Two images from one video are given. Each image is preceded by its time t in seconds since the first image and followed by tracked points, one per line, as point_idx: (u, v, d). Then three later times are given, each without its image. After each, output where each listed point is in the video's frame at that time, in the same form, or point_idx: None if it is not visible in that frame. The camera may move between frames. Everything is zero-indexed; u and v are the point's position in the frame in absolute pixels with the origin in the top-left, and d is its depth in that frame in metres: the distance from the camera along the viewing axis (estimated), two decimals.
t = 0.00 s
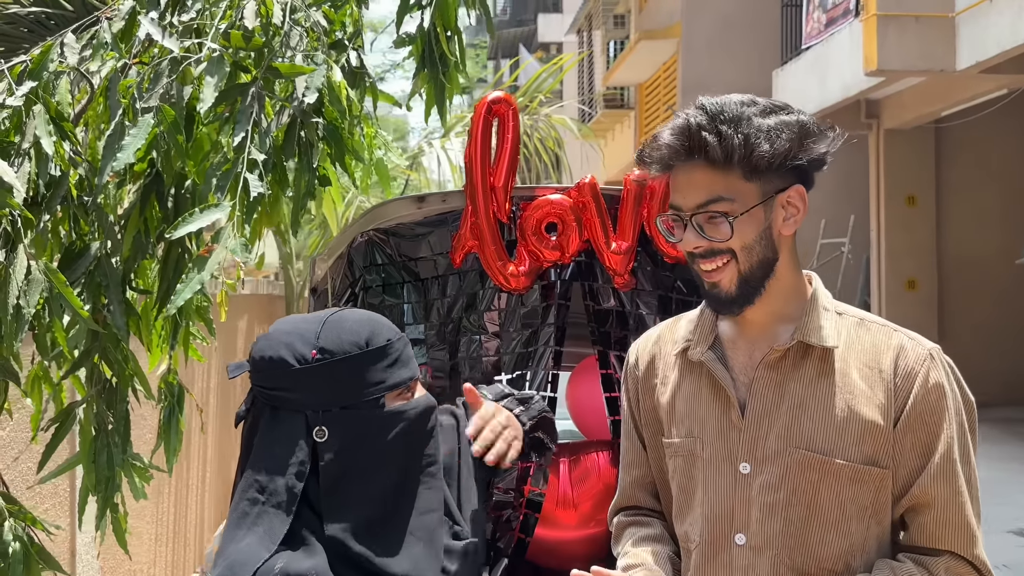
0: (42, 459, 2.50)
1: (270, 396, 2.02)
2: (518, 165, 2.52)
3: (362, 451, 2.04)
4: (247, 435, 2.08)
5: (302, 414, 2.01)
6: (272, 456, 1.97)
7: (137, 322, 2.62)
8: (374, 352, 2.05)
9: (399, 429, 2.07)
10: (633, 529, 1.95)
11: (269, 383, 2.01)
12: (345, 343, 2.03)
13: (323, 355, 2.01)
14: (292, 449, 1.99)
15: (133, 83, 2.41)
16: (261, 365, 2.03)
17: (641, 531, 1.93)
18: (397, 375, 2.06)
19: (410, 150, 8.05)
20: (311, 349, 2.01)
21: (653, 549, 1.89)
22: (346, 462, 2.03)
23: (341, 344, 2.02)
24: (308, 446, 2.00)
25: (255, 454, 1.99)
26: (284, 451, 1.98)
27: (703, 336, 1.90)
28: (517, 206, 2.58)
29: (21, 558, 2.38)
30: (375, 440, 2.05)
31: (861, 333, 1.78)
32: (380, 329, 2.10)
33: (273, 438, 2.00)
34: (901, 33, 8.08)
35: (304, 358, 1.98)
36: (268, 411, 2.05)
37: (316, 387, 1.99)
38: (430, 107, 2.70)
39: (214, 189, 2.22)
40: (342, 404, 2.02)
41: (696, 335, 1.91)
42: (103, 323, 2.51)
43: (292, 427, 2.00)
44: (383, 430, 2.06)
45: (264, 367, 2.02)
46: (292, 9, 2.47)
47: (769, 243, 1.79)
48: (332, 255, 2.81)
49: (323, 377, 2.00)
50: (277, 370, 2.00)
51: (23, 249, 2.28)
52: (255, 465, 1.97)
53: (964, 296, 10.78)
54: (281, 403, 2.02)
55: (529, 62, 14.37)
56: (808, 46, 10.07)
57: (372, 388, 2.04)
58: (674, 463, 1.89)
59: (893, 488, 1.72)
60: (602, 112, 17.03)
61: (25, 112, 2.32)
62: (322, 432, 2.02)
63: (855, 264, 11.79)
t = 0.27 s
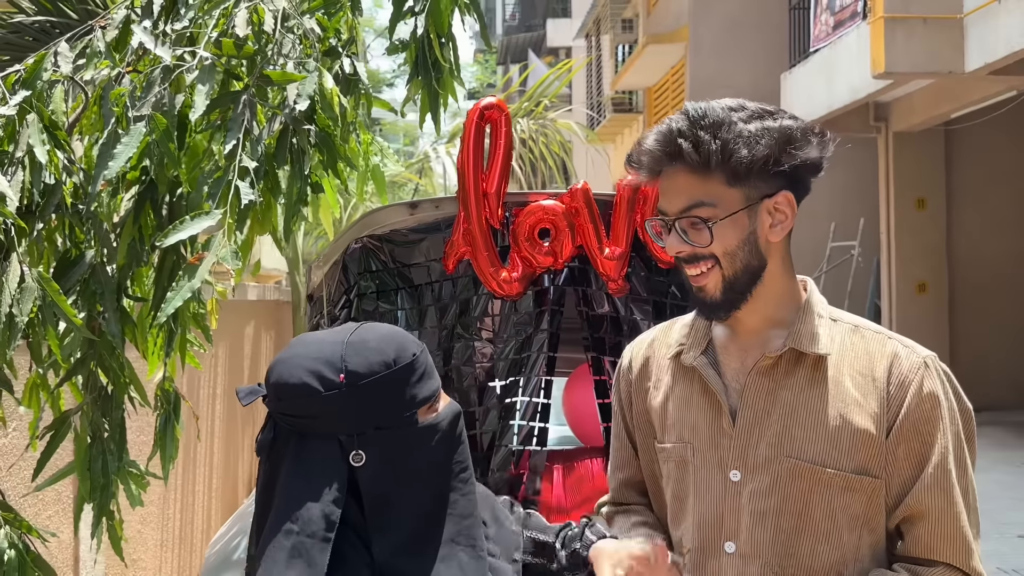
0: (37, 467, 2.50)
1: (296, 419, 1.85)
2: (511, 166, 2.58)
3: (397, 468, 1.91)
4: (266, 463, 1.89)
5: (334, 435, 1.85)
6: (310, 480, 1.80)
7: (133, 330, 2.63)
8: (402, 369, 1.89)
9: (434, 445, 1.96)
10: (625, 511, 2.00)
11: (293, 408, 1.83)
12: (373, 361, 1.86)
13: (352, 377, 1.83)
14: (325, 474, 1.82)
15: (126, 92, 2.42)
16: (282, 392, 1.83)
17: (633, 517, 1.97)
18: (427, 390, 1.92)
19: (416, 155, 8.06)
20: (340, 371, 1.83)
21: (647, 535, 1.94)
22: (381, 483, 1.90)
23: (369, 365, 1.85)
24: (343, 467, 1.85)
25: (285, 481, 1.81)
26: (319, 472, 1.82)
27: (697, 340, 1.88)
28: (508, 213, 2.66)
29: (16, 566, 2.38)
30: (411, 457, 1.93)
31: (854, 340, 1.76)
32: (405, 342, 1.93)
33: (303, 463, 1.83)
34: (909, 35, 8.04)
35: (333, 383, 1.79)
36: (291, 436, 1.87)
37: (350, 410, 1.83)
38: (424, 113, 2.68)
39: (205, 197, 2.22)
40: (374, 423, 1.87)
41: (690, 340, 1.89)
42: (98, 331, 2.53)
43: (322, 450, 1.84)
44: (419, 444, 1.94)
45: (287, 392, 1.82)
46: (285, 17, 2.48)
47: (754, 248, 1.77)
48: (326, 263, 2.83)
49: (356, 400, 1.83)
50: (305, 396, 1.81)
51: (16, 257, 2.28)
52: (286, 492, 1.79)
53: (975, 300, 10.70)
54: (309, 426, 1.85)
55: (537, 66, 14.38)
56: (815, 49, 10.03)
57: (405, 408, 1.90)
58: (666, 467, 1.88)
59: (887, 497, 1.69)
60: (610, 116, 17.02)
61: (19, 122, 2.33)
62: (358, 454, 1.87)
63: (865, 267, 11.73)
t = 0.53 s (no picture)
0: (29, 474, 2.50)
1: (302, 443, 1.84)
2: (500, 175, 2.59)
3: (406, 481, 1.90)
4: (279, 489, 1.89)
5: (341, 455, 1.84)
6: (319, 504, 1.80)
7: (125, 336, 2.63)
8: (403, 386, 1.86)
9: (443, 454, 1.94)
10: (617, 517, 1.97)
11: (299, 431, 1.82)
12: (374, 379, 1.83)
13: (353, 397, 1.80)
14: (334, 496, 1.82)
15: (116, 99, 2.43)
16: (287, 412, 1.82)
17: (628, 526, 1.95)
18: (432, 403, 1.90)
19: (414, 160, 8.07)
20: (341, 392, 1.81)
21: (645, 547, 1.92)
22: (391, 498, 1.89)
23: (369, 385, 1.82)
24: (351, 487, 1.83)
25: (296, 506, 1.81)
26: (328, 495, 1.81)
27: (690, 346, 1.87)
28: (500, 217, 2.67)
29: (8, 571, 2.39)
30: (421, 469, 1.91)
31: (849, 345, 1.76)
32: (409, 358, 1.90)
33: (311, 486, 1.82)
34: (908, 37, 8.04)
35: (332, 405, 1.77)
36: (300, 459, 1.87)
37: (354, 429, 1.81)
38: (415, 119, 2.69)
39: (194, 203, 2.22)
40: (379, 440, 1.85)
41: (683, 346, 1.88)
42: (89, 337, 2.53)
43: (330, 471, 1.83)
44: (428, 455, 1.92)
45: (292, 413, 1.81)
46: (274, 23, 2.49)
47: (749, 247, 1.77)
48: (319, 268, 2.87)
49: (358, 419, 1.81)
50: (307, 417, 1.80)
51: (7, 265, 2.28)
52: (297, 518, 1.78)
53: (976, 301, 10.68)
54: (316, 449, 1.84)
55: (536, 69, 14.38)
56: (815, 51, 10.02)
57: (410, 422, 1.88)
58: (661, 477, 1.86)
59: (883, 504, 1.69)
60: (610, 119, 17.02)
61: (9, 129, 2.33)
62: (367, 474, 1.85)
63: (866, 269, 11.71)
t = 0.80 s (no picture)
0: (23, 477, 2.49)
1: (315, 443, 1.80)
2: (494, 174, 2.61)
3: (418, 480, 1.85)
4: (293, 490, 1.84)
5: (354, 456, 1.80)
6: (332, 505, 1.75)
7: (118, 339, 2.63)
8: (414, 385, 1.81)
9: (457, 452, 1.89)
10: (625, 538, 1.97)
11: (312, 432, 1.77)
12: (383, 379, 1.78)
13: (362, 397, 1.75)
14: (348, 498, 1.78)
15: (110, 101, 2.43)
16: (301, 414, 1.78)
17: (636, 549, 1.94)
18: (443, 402, 1.84)
19: (408, 162, 8.09)
20: (350, 394, 1.76)
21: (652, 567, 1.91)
22: (404, 498, 1.84)
23: (378, 384, 1.77)
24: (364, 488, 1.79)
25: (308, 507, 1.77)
26: (341, 496, 1.77)
27: (685, 350, 1.89)
28: (494, 218, 2.68)
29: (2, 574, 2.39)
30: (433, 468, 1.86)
31: (842, 345, 1.76)
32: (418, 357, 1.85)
33: (324, 487, 1.78)
34: (899, 38, 8.07)
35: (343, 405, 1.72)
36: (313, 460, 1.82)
37: (365, 430, 1.76)
38: (409, 120, 2.70)
39: (187, 205, 2.22)
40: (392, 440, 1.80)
41: (679, 349, 1.90)
42: (83, 340, 2.53)
43: (342, 471, 1.79)
44: (440, 453, 1.87)
45: (305, 414, 1.77)
46: (268, 25, 2.49)
47: (736, 256, 1.77)
48: (313, 270, 2.85)
49: (370, 419, 1.76)
50: (316, 419, 1.75)
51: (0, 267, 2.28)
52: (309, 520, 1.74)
53: (969, 301, 10.72)
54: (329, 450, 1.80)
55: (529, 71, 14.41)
56: (806, 52, 10.06)
57: (421, 422, 1.83)
58: (655, 481, 1.87)
59: (872, 505, 1.69)
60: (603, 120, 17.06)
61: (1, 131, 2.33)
62: (377, 475, 1.81)
63: (858, 269, 11.76)
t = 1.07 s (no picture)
0: (19, 477, 2.49)
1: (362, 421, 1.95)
2: (491, 174, 2.62)
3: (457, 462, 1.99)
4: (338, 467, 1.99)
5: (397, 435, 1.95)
6: (376, 478, 1.90)
7: (114, 338, 2.62)
8: (455, 365, 1.96)
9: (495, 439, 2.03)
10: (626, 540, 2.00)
11: (358, 410, 1.93)
12: (426, 359, 1.94)
13: (403, 375, 1.90)
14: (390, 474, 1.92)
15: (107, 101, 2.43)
16: (344, 392, 1.93)
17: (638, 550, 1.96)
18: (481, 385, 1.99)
19: (398, 161, 8.09)
20: (391, 372, 1.90)
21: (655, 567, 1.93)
22: (442, 478, 1.99)
23: (420, 364, 1.93)
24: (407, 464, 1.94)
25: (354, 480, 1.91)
26: (384, 471, 1.91)
27: (685, 353, 1.91)
28: (490, 218, 2.71)
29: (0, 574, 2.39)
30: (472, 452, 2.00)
31: (839, 345, 1.78)
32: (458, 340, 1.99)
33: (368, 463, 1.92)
34: (886, 38, 8.13)
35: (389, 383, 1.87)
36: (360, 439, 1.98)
37: (404, 407, 1.91)
38: (405, 121, 2.71)
39: (186, 205, 2.23)
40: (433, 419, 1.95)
41: (679, 352, 1.92)
42: (79, 340, 2.52)
43: (386, 448, 1.94)
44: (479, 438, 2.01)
45: (347, 393, 1.92)
46: (265, 25, 2.49)
47: (726, 261, 1.78)
48: (308, 269, 2.83)
49: (413, 397, 1.91)
50: (364, 396, 1.90)
51: None
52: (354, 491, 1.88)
53: (955, 299, 10.82)
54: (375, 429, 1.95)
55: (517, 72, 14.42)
56: (793, 53, 10.13)
57: (461, 402, 1.97)
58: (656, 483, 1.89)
59: (874, 500, 1.70)
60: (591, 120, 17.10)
61: None
62: (417, 455, 1.96)
63: (845, 268, 11.84)
